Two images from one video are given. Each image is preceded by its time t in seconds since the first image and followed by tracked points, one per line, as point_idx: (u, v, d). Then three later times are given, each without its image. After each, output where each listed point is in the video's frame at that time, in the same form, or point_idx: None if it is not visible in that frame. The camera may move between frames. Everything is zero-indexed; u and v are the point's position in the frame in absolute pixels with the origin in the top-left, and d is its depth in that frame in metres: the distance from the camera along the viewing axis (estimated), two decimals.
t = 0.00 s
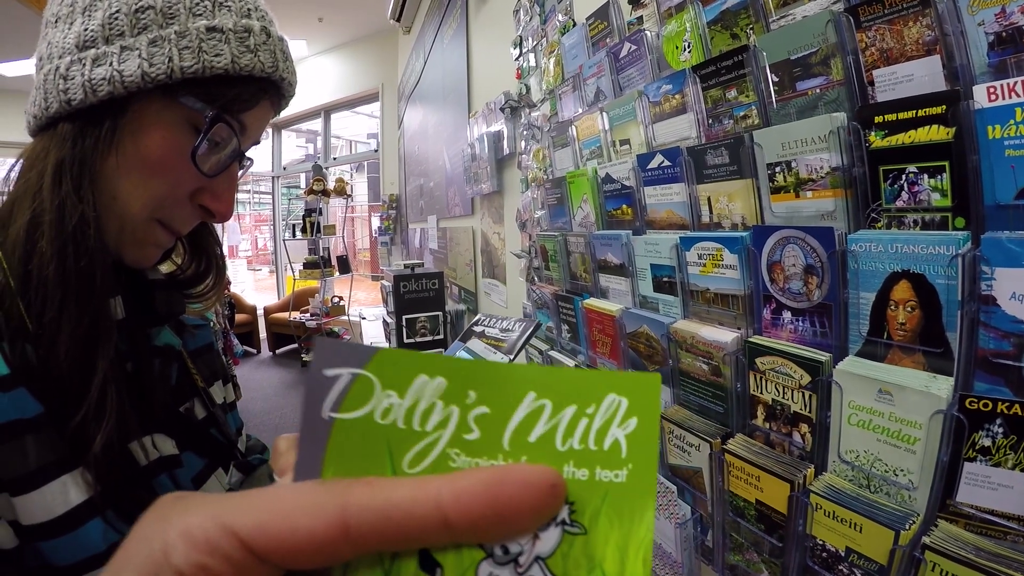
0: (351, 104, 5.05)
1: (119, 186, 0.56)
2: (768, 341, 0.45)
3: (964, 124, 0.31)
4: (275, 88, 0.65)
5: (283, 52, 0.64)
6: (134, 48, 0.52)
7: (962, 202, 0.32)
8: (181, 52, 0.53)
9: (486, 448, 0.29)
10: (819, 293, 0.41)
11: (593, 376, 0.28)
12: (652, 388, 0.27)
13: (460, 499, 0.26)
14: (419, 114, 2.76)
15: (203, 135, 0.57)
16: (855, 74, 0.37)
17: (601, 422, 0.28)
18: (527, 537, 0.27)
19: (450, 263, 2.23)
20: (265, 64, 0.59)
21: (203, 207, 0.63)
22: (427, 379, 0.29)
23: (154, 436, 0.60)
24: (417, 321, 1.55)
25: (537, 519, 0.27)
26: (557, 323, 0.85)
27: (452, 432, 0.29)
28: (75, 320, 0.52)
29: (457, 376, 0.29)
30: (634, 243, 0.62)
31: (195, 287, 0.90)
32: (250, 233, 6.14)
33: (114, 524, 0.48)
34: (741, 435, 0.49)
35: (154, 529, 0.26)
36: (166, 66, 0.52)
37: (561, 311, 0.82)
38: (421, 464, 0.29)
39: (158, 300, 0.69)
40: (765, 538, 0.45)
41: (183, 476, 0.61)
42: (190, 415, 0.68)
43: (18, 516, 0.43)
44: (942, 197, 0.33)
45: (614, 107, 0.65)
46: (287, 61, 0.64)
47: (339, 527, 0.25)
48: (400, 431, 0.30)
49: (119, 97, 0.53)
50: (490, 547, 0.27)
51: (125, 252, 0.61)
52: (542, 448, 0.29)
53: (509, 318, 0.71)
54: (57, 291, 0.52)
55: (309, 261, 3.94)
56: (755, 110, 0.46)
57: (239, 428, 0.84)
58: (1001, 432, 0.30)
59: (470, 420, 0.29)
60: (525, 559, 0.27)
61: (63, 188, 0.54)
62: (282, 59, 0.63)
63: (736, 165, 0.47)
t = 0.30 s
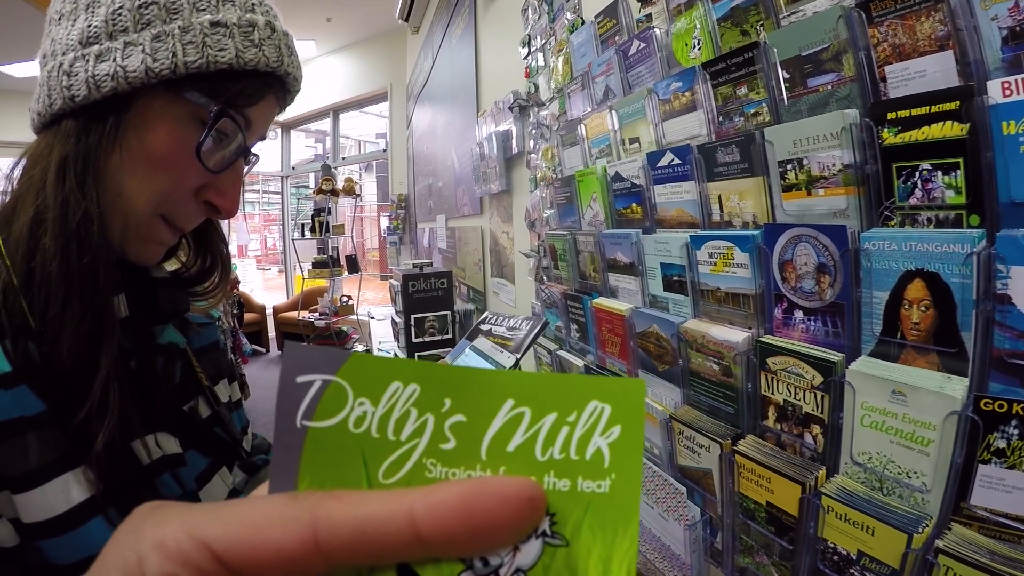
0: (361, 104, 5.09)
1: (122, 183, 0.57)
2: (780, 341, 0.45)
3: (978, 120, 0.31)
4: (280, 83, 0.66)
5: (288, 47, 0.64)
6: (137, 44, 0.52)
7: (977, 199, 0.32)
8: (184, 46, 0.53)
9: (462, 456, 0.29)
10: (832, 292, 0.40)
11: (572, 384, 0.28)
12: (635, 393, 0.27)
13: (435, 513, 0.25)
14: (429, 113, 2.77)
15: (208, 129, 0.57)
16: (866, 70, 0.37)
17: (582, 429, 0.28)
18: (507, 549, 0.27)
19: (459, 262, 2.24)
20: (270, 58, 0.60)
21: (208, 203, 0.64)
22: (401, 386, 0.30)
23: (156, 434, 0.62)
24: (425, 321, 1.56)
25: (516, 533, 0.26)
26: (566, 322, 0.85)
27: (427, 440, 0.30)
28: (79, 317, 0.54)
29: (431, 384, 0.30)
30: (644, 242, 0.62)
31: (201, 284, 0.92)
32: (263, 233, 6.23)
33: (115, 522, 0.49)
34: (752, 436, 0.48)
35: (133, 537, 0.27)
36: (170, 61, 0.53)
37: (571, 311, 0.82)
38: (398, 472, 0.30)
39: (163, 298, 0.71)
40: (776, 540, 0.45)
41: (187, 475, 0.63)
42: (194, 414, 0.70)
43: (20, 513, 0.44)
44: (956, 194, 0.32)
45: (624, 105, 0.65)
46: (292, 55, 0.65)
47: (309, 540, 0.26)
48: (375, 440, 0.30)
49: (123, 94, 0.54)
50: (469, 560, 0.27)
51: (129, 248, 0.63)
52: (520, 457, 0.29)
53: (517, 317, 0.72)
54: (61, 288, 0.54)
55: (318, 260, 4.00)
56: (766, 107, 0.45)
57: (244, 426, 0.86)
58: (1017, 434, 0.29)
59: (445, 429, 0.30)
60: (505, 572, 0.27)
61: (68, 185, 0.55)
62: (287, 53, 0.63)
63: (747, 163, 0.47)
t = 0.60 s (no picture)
0: (371, 105, 5.12)
1: (125, 179, 0.58)
2: (790, 341, 0.44)
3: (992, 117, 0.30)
4: (282, 79, 0.67)
5: (289, 42, 0.65)
6: (139, 41, 0.53)
7: (990, 197, 0.31)
8: (186, 43, 0.54)
9: (448, 452, 0.29)
10: (843, 292, 0.40)
11: (560, 379, 0.28)
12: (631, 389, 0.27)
13: (418, 514, 0.26)
14: (436, 114, 2.78)
15: (210, 125, 0.58)
16: (878, 67, 0.37)
17: (574, 425, 0.28)
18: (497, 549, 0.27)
19: (466, 263, 2.24)
20: (272, 54, 0.60)
21: (211, 198, 0.64)
22: (383, 381, 0.29)
23: (161, 431, 0.63)
24: (433, 320, 1.56)
25: (502, 533, 0.27)
26: (574, 322, 0.85)
27: (413, 437, 0.29)
28: (80, 313, 0.54)
29: (415, 380, 0.29)
30: (653, 241, 0.62)
31: (205, 283, 0.93)
32: (274, 233, 6.29)
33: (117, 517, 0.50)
34: (761, 437, 0.48)
35: (115, 535, 0.27)
36: (172, 57, 0.53)
37: (579, 310, 0.82)
38: (384, 467, 0.30)
39: (167, 294, 0.72)
40: (785, 543, 0.44)
41: (190, 472, 0.63)
42: (197, 411, 0.69)
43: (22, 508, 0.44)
44: (969, 192, 0.32)
45: (633, 104, 0.65)
46: (293, 51, 0.65)
47: (290, 540, 0.26)
48: (360, 436, 0.30)
49: (124, 90, 0.54)
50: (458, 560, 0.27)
51: (132, 245, 0.64)
52: (509, 453, 0.29)
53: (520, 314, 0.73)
54: (64, 284, 0.54)
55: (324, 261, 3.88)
56: (776, 105, 0.45)
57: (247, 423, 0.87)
58: None
59: (431, 425, 0.29)
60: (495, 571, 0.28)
61: (70, 180, 0.56)
62: (289, 49, 0.64)
63: (757, 161, 0.46)
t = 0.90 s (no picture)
0: (377, 105, 5.15)
1: (123, 179, 0.58)
2: (798, 342, 0.44)
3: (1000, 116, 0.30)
4: (280, 77, 0.67)
5: (287, 41, 0.65)
6: (136, 42, 0.53)
7: (998, 197, 0.31)
8: (182, 43, 0.54)
9: (429, 433, 0.30)
10: (851, 293, 0.40)
11: (541, 359, 0.29)
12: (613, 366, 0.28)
13: (394, 496, 0.26)
14: (442, 115, 2.79)
15: (208, 123, 0.58)
16: (885, 66, 0.36)
17: (556, 405, 0.29)
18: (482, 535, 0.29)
19: (473, 263, 2.25)
20: (269, 52, 0.61)
21: (212, 197, 0.65)
22: (363, 361, 0.30)
23: (163, 429, 0.62)
24: (439, 321, 1.56)
25: (482, 516, 0.27)
26: (581, 323, 0.85)
27: (392, 418, 0.30)
28: (81, 312, 0.54)
29: (393, 361, 0.30)
30: (660, 242, 0.62)
31: (209, 283, 0.94)
32: (283, 233, 6.34)
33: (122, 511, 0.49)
34: (769, 439, 0.48)
35: (110, 526, 0.27)
36: (168, 57, 0.54)
37: (586, 311, 0.82)
38: (365, 449, 0.30)
39: (169, 291, 0.71)
40: (792, 544, 0.44)
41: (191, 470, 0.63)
42: (201, 410, 0.71)
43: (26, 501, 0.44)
44: (977, 192, 0.32)
45: (639, 104, 0.65)
46: (291, 49, 0.66)
47: (266, 524, 0.26)
48: (340, 418, 0.30)
49: (122, 90, 0.55)
50: (441, 545, 0.29)
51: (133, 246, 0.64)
52: (490, 433, 0.29)
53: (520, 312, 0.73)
54: (63, 281, 0.54)
55: (331, 261, 3.89)
56: (783, 105, 0.45)
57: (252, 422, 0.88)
58: None
59: (410, 406, 0.30)
60: (480, 556, 0.29)
61: (70, 181, 0.56)
62: (287, 47, 0.64)
63: (764, 161, 0.46)
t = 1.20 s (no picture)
0: (387, 106, 5.18)
1: (138, 180, 0.60)
2: (810, 344, 0.44)
3: (1010, 119, 0.30)
4: (294, 81, 0.69)
5: (301, 45, 0.67)
6: (151, 46, 0.54)
7: (1008, 199, 0.31)
8: (197, 47, 0.55)
9: (426, 417, 0.31)
10: (861, 294, 0.40)
11: (542, 344, 0.30)
12: (615, 348, 0.29)
13: (390, 481, 0.27)
14: (450, 116, 2.80)
15: (223, 128, 0.60)
16: (895, 69, 0.37)
17: (558, 388, 0.29)
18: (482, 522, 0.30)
19: (481, 263, 2.26)
20: (283, 57, 0.62)
21: (225, 201, 0.67)
22: (361, 345, 0.31)
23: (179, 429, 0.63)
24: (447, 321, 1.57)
25: (481, 501, 0.28)
26: (591, 323, 0.86)
27: (391, 403, 0.31)
28: (97, 315, 0.55)
29: (392, 345, 0.31)
30: (670, 243, 0.62)
31: (222, 282, 0.96)
32: (294, 233, 6.41)
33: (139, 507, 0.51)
34: (778, 439, 0.48)
35: (125, 520, 0.27)
36: (183, 61, 0.55)
37: (595, 311, 0.83)
38: (364, 432, 0.31)
39: (184, 294, 0.72)
40: (802, 545, 0.44)
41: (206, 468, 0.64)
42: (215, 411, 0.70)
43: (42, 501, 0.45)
44: (987, 195, 0.32)
45: (649, 106, 0.65)
46: (304, 54, 0.67)
47: (262, 511, 0.27)
48: (337, 402, 0.31)
49: (136, 93, 0.56)
50: (442, 534, 0.30)
51: (150, 246, 0.66)
52: (490, 416, 0.30)
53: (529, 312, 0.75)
54: (79, 283, 0.55)
55: (339, 261, 3.91)
56: (793, 107, 0.45)
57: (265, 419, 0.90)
58: None
59: (409, 390, 0.31)
60: (480, 544, 0.30)
61: (85, 184, 0.57)
62: (300, 51, 0.66)
63: (775, 163, 0.47)
